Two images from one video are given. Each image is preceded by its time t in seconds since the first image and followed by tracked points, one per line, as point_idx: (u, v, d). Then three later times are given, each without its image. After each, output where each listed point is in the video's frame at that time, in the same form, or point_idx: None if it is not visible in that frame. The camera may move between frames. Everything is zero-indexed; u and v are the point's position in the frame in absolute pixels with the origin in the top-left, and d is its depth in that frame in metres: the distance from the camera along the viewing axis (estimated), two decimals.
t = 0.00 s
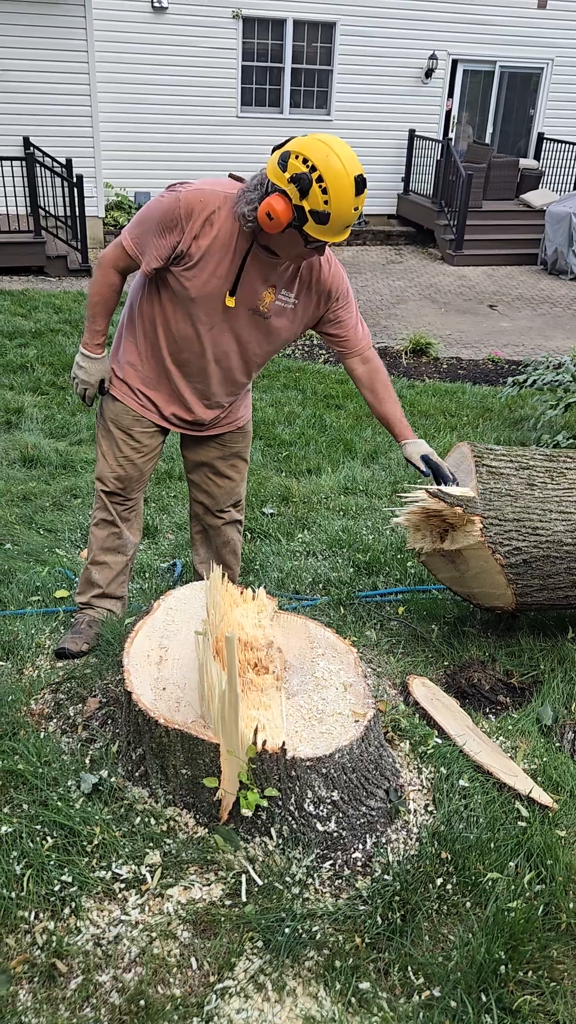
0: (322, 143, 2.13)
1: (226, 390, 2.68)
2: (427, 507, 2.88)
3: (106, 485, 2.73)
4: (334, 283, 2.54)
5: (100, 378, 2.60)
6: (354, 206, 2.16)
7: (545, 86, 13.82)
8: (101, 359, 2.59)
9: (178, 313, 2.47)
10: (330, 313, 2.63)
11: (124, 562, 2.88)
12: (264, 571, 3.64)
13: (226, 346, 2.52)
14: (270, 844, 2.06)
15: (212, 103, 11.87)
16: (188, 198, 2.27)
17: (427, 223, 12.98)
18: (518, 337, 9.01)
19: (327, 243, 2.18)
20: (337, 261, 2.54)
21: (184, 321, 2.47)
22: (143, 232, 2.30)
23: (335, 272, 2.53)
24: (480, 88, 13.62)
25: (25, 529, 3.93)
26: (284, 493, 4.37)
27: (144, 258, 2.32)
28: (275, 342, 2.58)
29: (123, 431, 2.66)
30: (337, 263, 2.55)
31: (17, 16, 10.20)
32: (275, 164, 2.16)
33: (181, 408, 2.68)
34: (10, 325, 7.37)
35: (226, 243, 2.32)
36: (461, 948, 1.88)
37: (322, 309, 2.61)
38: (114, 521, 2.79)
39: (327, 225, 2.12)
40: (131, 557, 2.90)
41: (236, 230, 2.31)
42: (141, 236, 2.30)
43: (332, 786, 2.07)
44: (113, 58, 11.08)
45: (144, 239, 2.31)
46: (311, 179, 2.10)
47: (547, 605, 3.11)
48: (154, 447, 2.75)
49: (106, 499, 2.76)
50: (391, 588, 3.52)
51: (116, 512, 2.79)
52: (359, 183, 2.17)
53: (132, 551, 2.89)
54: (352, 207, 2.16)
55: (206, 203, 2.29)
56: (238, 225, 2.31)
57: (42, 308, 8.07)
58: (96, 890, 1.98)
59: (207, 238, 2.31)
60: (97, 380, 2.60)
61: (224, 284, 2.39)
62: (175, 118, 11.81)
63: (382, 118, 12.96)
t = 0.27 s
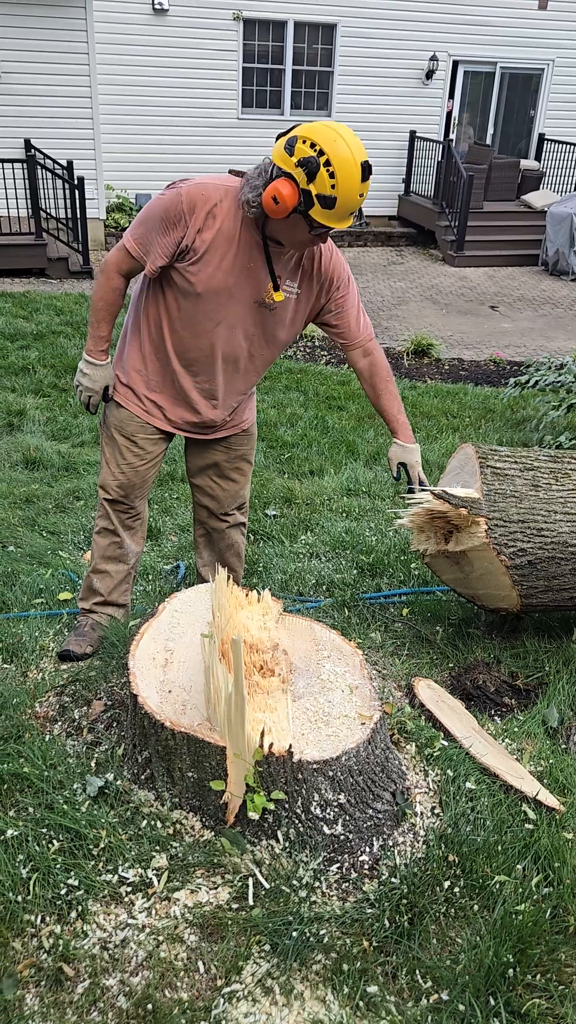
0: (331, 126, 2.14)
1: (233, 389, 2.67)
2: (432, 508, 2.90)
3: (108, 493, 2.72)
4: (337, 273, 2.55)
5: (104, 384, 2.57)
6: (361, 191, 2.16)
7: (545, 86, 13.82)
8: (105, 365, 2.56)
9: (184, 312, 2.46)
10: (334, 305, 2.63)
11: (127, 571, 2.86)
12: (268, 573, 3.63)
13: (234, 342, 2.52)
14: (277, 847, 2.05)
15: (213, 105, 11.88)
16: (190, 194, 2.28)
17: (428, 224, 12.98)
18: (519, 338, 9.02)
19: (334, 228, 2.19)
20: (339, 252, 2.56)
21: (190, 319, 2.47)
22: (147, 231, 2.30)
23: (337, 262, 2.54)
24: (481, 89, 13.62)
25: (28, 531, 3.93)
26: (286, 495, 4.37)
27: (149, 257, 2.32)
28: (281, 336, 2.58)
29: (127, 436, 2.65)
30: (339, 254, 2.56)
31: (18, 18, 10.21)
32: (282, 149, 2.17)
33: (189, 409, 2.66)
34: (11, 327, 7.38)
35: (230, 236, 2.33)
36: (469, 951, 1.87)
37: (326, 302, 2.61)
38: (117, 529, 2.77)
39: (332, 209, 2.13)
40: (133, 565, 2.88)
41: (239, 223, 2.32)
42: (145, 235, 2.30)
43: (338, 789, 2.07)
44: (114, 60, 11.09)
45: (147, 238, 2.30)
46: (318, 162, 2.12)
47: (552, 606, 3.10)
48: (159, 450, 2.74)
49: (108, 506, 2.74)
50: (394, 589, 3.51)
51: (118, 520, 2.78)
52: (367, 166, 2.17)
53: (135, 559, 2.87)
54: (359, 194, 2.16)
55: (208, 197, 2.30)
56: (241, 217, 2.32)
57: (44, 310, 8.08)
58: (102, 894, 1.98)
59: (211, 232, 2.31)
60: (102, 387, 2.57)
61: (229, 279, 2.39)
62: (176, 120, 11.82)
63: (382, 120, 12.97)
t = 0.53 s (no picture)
0: (313, 99, 2.21)
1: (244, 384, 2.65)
2: (434, 510, 2.95)
3: (116, 510, 2.69)
4: (322, 253, 2.61)
5: (117, 396, 2.51)
6: (352, 154, 2.24)
7: (546, 87, 13.82)
8: (116, 375, 2.50)
9: (190, 310, 2.45)
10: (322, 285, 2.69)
11: (133, 584, 2.85)
12: (270, 575, 3.62)
13: (242, 333, 2.51)
14: (281, 850, 2.05)
15: (214, 106, 11.88)
16: (182, 189, 2.29)
17: (429, 224, 12.97)
18: (521, 339, 9.00)
19: (332, 197, 2.24)
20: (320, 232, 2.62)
21: (197, 316, 2.45)
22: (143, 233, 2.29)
23: (321, 243, 2.61)
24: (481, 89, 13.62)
25: (30, 533, 3.93)
26: (288, 496, 4.36)
27: (149, 257, 2.30)
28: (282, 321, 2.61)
29: (135, 450, 2.61)
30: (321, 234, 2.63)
31: (19, 19, 10.23)
32: (267, 128, 2.23)
33: (203, 411, 2.63)
34: (12, 328, 7.39)
35: (227, 227, 2.34)
36: (474, 955, 1.86)
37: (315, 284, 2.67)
38: (124, 545, 2.76)
39: (330, 177, 2.19)
40: (139, 579, 2.87)
41: (233, 212, 2.34)
42: (143, 237, 2.29)
43: (343, 792, 2.06)
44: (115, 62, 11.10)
45: (146, 239, 2.29)
46: (308, 134, 2.18)
47: (556, 609, 3.07)
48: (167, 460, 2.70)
49: (115, 522, 2.72)
50: (397, 591, 3.51)
51: (125, 535, 2.76)
52: (352, 132, 2.25)
53: (141, 573, 2.86)
54: (351, 158, 2.23)
55: (199, 190, 2.31)
56: (234, 206, 2.34)
57: (44, 311, 8.08)
58: (106, 897, 1.97)
59: (208, 223, 2.32)
60: (115, 398, 2.51)
61: (231, 269, 2.39)
62: (177, 121, 11.83)
63: (383, 121, 12.97)
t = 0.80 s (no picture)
0: (317, 99, 2.22)
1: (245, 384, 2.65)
2: (435, 513, 2.96)
3: (115, 512, 2.69)
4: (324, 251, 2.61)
5: (121, 398, 2.51)
6: (354, 155, 2.25)
7: (546, 88, 13.83)
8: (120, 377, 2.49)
9: (191, 310, 2.45)
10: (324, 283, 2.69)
11: (133, 586, 2.86)
12: (271, 576, 3.62)
13: (243, 334, 2.51)
14: (283, 852, 2.05)
15: (214, 107, 11.89)
16: (184, 189, 2.28)
17: (429, 226, 12.97)
18: (521, 340, 9.00)
19: (334, 198, 2.25)
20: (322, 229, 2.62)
21: (199, 317, 2.45)
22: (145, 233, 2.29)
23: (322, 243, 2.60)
24: (481, 91, 13.63)
25: (31, 535, 3.93)
26: (289, 498, 4.36)
27: (151, 258, 2.30)
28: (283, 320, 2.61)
29: (135, 453, 2.62)
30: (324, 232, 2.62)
31: (19, 21, 10.24)
32: (271, 128, 2.23)
33: (204, 411, 2.62)
34: (13, 329, 7.39)
35: (229, 227, 2.34)
36: (476, 957, 1.86)
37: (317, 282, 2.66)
38: (124, 546, 2.76)
39: (333, 176, 2.20)
40: (139, 581, 2.87)
41: (236, 212, 2.35)
42: (145, 237, 2.29)
43: (344, 794, 2.06)
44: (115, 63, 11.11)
45: (148, 240, 2.29)
46: (312, 134, 2.19)
47: (558, 610, 3.07)
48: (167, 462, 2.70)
49: (115, 524, 2.72)
50: (398, 593, 3.51)
51: (124, 537, 2.76)
52: (356, 132, 2.26)
53: (141, 574, 2.86)
54: (353, 159, 2.25)
55: (202, 190, 2.30)
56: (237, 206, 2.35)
57: (45, 313, 8.09)
58: (108, 899, 1.97)
59: (211, 224, 2.33)
60: (120, 401, 2.50)
61: (233, 270, 2.39)
62: (177, 122, 11.84)
63: (383, 122, 12.97)
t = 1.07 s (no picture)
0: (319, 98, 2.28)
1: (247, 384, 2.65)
2: (436, 513, 2.96)
3: (116, 512, 2.69)
4: (327, 252, 2.60)
5: (122, 396, 2.50)
6: (348, 155, 2.25)
7: (547, 90, 13.84)
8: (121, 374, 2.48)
9: (192, 308, 2.45)
10: (328, 286, 2.67)
11: (133, 586, 2.86)
12: (271, 577, 3.62)
13: (245, 332, 2.51)
14: (283, 853, 2.05)
15: (215, 109, 11.90)
16: (185, 186, 2.30)
17: (430, 227, 12.98)
18: (522, 341, 8.99)
19: (321, 187, 2.23)
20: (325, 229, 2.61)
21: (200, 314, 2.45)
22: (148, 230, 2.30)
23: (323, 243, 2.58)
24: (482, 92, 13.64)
25: (31, 535, 3.94)
26: (289, 499, 4.37)
27: (152, 255, 2.31)
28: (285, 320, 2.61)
29: (136, 453, 2.62)
30: (327, 232, 2.62)
31: (20, 22, 10.25)
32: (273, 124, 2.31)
33: (205, 410, 2.63)
34: (14, 330, 7.40)
35: (231, 224, 2.36)
36: (476, 957, 1.86)
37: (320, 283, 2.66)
38: (125, 546, 2.76)
39: (319, 166, 2.20)
40: (140, 581, 2.88)
41: (237, 210, 2.36)
42: (147, 234, 2.30)
43: (344, 794, 2.06)
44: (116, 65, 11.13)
45: (150, 237, 2.30)
46: (306, 123, 2.23)
47: (559, 611, 3.06)
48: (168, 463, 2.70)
49: (116, 525, 2.73)
50: (399, 594, 3.51)
51: (126, 537, 2.76)
52: (354, 133, 2.28)
53: (142, 574, 2.87)
54: (346, 157, 2.25)
55: (203, 187, 2.32)
56: (238, 203, 2.36)
57: (46, 314, 8.10)
58: (108, 899, 1.97)
59: (212, 222, 2.34)
60: (121, 398, 2.49)
61: (234, 268, 2.40)
62: (177, 124, 11.86)
63: (384, 123, 12.99)
